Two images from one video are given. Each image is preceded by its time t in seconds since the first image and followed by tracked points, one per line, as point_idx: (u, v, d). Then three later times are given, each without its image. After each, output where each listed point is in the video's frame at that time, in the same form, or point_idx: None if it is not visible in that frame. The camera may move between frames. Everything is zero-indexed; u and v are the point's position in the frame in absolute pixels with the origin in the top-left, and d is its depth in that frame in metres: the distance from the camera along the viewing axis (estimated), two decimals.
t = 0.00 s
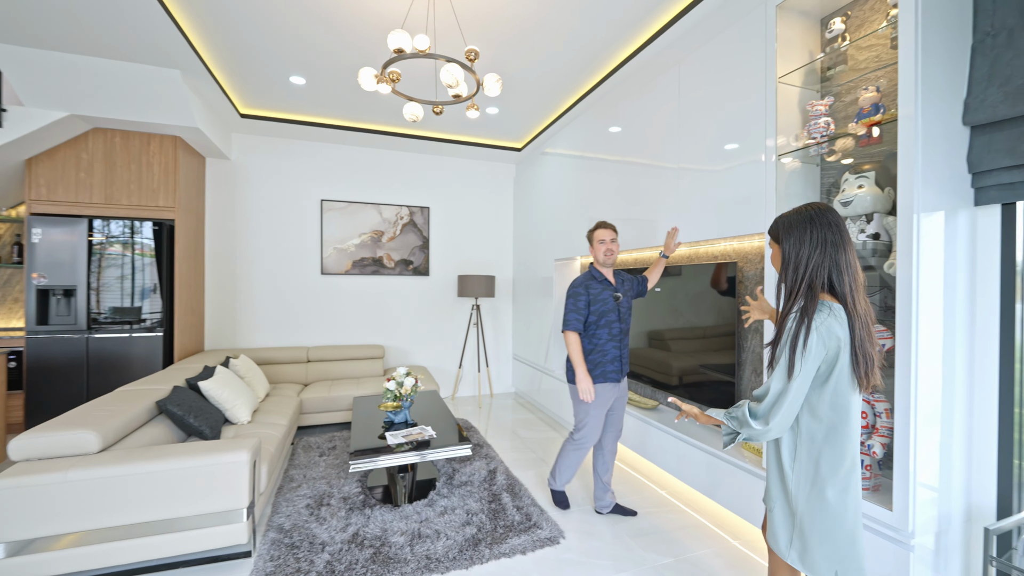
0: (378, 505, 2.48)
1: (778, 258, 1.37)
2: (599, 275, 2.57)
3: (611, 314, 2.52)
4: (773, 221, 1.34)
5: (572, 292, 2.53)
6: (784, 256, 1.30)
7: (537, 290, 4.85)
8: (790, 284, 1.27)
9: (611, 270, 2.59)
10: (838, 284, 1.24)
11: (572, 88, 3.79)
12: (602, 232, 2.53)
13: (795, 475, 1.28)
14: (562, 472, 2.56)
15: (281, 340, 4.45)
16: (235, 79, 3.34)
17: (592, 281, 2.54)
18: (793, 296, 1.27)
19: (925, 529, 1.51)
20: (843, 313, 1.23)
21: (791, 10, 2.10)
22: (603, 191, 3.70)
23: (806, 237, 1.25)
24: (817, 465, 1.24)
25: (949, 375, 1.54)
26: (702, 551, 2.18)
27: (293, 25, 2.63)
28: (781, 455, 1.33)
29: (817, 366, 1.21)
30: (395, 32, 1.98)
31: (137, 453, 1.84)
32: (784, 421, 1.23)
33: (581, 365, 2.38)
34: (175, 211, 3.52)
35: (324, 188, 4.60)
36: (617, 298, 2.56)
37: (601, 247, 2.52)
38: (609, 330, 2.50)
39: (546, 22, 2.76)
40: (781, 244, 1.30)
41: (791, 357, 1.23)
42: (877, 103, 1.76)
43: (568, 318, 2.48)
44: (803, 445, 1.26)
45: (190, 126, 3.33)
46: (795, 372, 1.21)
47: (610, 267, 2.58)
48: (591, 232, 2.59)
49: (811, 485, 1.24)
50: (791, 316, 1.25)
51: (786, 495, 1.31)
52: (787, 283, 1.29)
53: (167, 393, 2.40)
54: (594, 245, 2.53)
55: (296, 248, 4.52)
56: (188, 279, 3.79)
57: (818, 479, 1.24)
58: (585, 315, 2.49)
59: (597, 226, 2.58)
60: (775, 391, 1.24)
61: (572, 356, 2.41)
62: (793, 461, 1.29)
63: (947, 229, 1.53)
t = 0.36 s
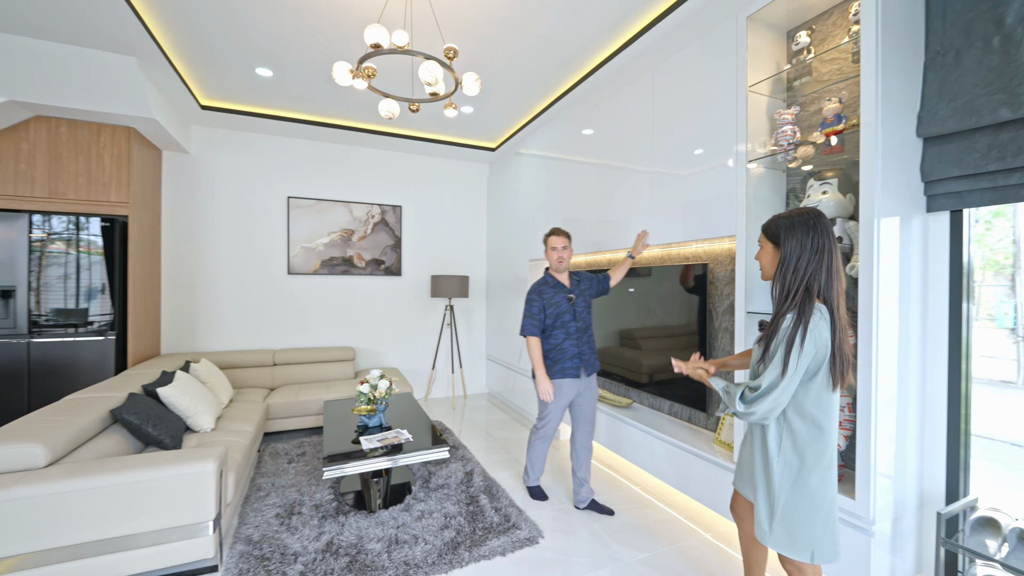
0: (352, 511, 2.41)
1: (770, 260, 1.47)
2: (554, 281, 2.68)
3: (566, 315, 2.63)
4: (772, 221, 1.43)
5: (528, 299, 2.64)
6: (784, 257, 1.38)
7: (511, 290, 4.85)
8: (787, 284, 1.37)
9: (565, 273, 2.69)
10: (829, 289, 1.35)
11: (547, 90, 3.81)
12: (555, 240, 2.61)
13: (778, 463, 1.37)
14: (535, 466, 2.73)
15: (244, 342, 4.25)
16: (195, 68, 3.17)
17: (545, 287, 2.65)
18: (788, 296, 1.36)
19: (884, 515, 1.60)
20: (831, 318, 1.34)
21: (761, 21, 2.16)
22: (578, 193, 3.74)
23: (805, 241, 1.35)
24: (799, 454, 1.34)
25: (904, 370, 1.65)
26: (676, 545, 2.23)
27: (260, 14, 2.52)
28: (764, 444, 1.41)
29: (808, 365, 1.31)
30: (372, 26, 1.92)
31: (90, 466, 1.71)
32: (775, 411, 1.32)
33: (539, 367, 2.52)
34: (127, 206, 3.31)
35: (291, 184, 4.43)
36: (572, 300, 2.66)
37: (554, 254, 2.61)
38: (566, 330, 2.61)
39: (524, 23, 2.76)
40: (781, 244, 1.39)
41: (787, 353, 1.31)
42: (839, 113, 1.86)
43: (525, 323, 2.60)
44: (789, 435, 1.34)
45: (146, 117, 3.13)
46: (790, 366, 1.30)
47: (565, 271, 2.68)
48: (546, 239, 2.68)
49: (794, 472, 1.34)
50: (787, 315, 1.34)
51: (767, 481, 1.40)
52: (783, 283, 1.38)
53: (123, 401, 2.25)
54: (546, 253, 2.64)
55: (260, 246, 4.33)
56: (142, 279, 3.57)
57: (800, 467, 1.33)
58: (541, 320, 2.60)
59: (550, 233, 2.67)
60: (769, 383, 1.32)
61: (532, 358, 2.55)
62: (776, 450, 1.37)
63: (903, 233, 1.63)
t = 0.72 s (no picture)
0: (327, 519, 2.33)
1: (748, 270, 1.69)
2: (515, 282, 2.86)
3: (527, 316, 2.84)
4: (762, 231, 1.66)
5: (491, 301, 2.81)
6: (775, 264, 1.63)
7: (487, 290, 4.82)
8: (776, 289, 1.60)
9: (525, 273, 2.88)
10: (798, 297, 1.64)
11: (524, 90, 3.80)
12: (518, 241, 2.81)
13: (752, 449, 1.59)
14: (510, 457, 2.79)
15: (207, 345, 4.05)
16: (154, 55, 2.98)
17: (507, 289, 2.85)
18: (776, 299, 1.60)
19: (850, 505, 1.68)
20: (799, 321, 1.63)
21: (734, 30, 2.23)
22: (555, 193, 3.75)
23: (788, 254, 1.62)
24: (769, 438, 1.59)
25: (869, 366, 1.73)
26: (654, 540, 2.27)
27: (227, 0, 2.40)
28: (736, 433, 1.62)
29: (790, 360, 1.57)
30: (349, 18, 1.86)
31: (38, 481, 1.58)
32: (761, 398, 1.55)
33: (498, 367, 2.71)
34: (77, 201, 3.08)
35: (258, 180, 4.25)
36: (531, 301, 2.88)
37: (518, 253, 2.80)
38: (526, 329, 2.83)
39: (504, 22, 2.74)
40: (772, 252, 1.63)
41: (779, 348, 1.54)
42: (808, 121, 1.95)
43: (489, 324, 2.78)
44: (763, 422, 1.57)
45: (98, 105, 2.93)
46: (782, 359, 1.54)
47: (525, 272, 2.87)
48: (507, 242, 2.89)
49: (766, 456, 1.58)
50: (776, 315, 1.58)
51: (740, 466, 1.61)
52: (775, 287, 1.61)
53: (75, 409, 2.10)
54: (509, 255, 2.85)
55: (224, 244, 4.13)
56: (94, 278, 3.34)
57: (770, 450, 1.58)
58: (502, 320, 2.79)
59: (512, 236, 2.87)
60: (767, 373, 1.53)
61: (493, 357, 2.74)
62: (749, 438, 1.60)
63: (868, 236, 1.72)
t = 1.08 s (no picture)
0: (310, 526, 2.26)
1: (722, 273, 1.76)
2: (502, 280, 2.93)
3: (514, 313, 2.89)
4: (727, 241, 1.72)
5: (479, 299, 2.82)
6: (746, 268, 1.71)
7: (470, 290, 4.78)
8: (758, 287, 1.70)
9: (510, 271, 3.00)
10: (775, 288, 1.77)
11: (509, 89, 3.78)
12: (502, 240, 2.91)
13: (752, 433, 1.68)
14: (496, 458, 2.78)
15: (177, 348, 3.87)
16: (121, 43, 2.82)
17: (495, 287, 2.88)
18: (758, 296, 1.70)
19: (835, 499, 1.73)
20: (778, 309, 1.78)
21: (721, 33, 2.25)
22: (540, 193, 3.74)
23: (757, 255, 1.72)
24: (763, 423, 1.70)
25: (852, 364, 1.79)
26: (643, 538, 2.29)
27: None
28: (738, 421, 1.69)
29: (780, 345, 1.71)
30: (336, 9, 1.79)
31: None
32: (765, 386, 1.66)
33: (486, 364, 2.74)
34: (36, 195, 2.89)
35: (232, 176, 4.09)
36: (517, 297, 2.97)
37: (505, 251, 2.89)
38: (512, 325, 2.90)
39: (492, 19, 2.71)
40: (745, 257, 1.71)
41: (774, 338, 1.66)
42: (793, 125, 1.99)
43: (477, 321, 2.79)
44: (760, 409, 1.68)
45: (60, 94, 2.76)
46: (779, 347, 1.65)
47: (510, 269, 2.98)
48: (491, 241, 2.92)
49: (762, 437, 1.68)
50: (765, 309, 1.68)
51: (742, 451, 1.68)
52: (755, 286, 1.70)
53: (35, 418, 1.97)
54: (497, 254, 2.89)
55: (196, 242, 3.95)
56: (54, 278, 3.14)
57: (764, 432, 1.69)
58: (490, 318, 2.81)
59: (493, 238, 2.95)
60: (770, 363, 1.63)
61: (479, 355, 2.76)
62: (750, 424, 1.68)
63: (851, 238, 1.77)
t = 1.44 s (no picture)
0: (303, 534, 2.20)
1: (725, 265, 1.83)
2: (498, 283, 3.01)
3: (508, 315, 3.01)
4: (741, 232, 1.79)
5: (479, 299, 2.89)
6: (748, 261, 1.76)
7: (459, 290, 4.74)
8: (751, 282, 1.75)
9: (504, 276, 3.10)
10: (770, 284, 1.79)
11: (500, 88, 3.75)
12: (499, 246, 3.00)
13: (744, 424, 1.71)
14: (494, 455, 2.78)
15: (155, 351, 3.71)
16: (97, 32, 2.70)
17: (493, 290, 2.96)
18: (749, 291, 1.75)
19: (830, 494, 1.78)
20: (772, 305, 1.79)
21: (717, 37, 2.27)
22: (531, 194, 3.72)
23: (764, 249, 1.77)
24: (756, 413, 1.73)
25: (845, 362, 1.84)
26: (640, 537, 2.30)
27: None
28: (730, 413, 1.73)
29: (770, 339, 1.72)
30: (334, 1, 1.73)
31: None
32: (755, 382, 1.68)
33: (490, 360, 2.78)
34: (5, 191, 2.74)
35: (214, 172, 3.96)
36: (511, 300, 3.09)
37: (501, 257, 2.99)
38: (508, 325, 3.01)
39: (488, 18, 2.68)
40: (747, 250, 1.76)
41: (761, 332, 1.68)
42: (787, 128, 2.03)
43: (477, 320, 2.87)
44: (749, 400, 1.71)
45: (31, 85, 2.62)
46: (767, 341, 1.67)
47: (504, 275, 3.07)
48: (489, 245, 3.01)
49: (752, 428, 1.72)
50: (755, 303, 1.71)
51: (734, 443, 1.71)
52: (749, 280, 1.75)
53: (6, 427, 1.85)
54: (495, 258, 2.98)
55: (175, 241, 3.80)
56: (22, 278, 2.97)
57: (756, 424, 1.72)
58: (489, 317, 2.89)
59: (490, 243, 3.04)
60: (757, 357, 1.65)
61: (483, 351, 2.78)
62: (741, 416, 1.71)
63: (844, 240, 1.82)
